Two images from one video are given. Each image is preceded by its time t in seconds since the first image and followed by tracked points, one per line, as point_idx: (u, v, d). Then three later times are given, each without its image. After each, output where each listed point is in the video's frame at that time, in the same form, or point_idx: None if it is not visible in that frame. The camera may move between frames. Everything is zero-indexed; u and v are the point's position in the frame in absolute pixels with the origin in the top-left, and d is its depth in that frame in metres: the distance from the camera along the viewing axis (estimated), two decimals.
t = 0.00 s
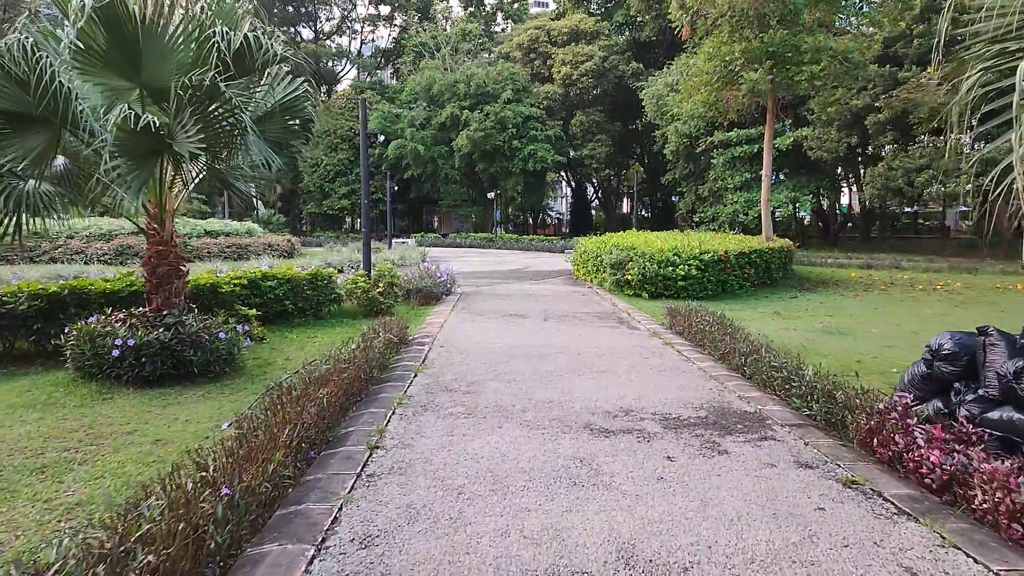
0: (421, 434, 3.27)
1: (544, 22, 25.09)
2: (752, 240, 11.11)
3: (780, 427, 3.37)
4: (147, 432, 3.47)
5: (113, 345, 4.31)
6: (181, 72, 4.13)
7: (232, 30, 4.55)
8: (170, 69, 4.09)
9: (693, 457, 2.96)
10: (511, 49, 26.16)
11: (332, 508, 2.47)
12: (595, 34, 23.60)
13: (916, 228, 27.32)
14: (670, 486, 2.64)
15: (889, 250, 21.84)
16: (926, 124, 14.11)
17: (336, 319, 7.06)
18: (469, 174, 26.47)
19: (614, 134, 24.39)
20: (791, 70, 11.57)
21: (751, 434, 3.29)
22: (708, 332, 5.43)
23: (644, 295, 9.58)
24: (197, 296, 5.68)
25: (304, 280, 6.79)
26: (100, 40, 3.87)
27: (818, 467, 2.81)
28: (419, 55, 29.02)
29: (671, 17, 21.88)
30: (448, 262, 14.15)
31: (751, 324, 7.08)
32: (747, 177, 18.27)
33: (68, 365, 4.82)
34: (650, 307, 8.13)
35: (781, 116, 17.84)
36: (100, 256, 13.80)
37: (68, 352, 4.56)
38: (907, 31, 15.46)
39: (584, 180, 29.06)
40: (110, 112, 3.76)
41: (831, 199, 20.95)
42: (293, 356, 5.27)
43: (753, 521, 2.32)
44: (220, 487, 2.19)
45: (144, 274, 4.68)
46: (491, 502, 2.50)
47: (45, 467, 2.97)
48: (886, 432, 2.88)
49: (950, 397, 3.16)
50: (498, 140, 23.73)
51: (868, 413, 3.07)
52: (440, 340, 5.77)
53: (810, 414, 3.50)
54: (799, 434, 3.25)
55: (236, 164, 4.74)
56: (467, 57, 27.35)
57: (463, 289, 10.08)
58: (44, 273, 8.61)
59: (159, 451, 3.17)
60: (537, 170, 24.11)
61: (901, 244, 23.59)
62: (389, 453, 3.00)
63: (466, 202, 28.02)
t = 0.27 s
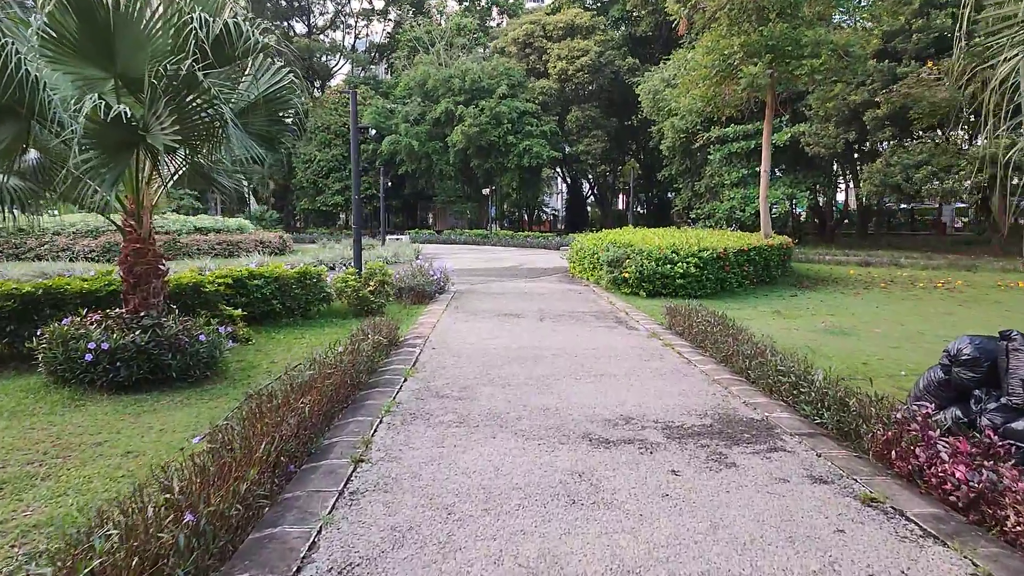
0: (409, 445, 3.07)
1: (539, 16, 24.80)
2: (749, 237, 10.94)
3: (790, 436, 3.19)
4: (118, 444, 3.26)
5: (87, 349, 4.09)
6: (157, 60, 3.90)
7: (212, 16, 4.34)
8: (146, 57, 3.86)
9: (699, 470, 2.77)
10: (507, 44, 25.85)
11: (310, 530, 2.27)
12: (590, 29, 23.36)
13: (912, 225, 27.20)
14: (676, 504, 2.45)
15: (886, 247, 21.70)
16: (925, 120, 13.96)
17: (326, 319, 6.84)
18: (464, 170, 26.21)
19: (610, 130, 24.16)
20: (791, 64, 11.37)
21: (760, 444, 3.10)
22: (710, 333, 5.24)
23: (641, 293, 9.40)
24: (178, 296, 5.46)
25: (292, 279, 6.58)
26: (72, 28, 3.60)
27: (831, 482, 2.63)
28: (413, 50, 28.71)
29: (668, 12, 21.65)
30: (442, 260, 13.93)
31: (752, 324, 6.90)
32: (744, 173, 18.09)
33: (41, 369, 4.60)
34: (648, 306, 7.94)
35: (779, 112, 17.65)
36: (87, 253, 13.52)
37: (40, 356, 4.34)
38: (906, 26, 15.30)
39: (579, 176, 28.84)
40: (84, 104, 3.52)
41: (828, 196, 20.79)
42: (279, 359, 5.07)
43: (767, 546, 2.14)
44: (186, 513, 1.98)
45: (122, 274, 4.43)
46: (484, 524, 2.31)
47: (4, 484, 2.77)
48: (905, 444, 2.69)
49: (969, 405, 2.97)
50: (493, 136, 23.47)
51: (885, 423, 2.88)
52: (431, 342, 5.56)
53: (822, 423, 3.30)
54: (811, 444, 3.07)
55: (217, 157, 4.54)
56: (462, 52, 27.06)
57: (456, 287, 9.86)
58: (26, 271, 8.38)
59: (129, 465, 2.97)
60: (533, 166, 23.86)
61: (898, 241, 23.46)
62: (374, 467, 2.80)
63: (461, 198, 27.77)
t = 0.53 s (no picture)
0: (396, 457, 2.90)
1: (534, 15, 24.61)
2: (747, 236, 10.79)
3: (799, 447, 3.03)
4: (87, 455, 3.08)
5: (60, 354, 3.90)
6: (132, 50, 3.69)
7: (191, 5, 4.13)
8: (122, 47, 3.64)
9: (704, 485, 2.60)
10: (501, 43, 25.63)
11: (286, 554, 2.10)
12: (586, 28, 23.21)
13: (907, 225, 27.16)
14: (682, 523, 2.28)
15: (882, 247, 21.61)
16: (922, 119, 13.86)
17: (316, 320, 6.66)
18: (458, 169, 26.03)
19: (605, 130, 24.00)
20: (790, 62, 11.23)
21: (768, 455, 2.94)
22: (710, 336, 5.08)
23: (638, 294, 9.25)
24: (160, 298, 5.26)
25: (280, 279, 6.40)
26: (43, 18, 3.37)
27: (844, 497, 2.47)
28: (407, 48, 28.50)
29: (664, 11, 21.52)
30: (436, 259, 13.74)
31: (752, 325, 6.74)
32: (741, 172, 17.96)
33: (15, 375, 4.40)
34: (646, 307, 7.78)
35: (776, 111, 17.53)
36: (75, 252, 13.30)
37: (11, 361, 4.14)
38: (903, 24, 15.20)
39: (574, 176, 28.69)
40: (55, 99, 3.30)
41: (824, 196, 20.69)
42: (264, 362, 4.88)
43: (782, 572, 1.97)
44: (145, 542, 1.80)
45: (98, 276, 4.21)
46: (474, 547, 2.13)
47: None
48: (924, 457, 2.53)
49: (987, 413, 2.80)
50: (488, 135, 23.29)
51: (900, 434, 2.72)
52: (422, 345, 5.38)
53: (831, 432, 3.14)
54: (821, 455, 2.90)
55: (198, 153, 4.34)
56: (457, 51, 26.87)
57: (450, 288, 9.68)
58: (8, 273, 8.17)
59: (97, 480, 2.78)
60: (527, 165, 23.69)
61: (893, 240, 23.39)
62: (358, 482, 2.63)
63: (455, 198, 27.58)
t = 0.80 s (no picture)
0: (381, 473, 2.69)
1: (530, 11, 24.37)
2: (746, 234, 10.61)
3: (812, 460, 2.83)
4: (50, 472, 2.86)
5: (28, 360, 3.69)
6: (102, 37, 3.45)
7: None
8: (91, 35, 3.40)
9: (712, 504, 2.41)
10: (497, 40, 25.39)
11: None
12: (581, 24, 23.00)
13: (904, 222, 27.03)
14: (691, 549, 2.08)
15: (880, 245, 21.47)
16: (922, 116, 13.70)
17: (304, 321, 6.45)
18: (453, 167, 25.80)
19: (601, 127, 23.80)
20: (790, 57, 11.05)
21: (779, 469, 2.74)
22: (712, 338, 4.88)
23: (636, 293, 9.05)
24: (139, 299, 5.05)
25: (267, 279, 6.18)
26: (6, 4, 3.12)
27: (864, 518, 2.29)
28: (402, 45, 28.23)
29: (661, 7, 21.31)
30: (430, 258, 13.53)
31: (753, 326, 6.55)
32: (738, 170, 17.79)
33: None
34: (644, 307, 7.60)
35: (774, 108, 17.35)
36: (62, 251, 13.05)
37: None
38: (902, 20, 15.03)
39: (570, 173, 28.48)
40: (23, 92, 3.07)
41: (822, 194, 20.53)
42: (248, 367, 4.68)
43: None
44: None
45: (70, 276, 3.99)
46: None
47: None
48: (949, 474, 2.34)
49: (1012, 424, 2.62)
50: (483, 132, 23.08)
51: (922, 448, 2.53)
52: (413, 348, 5.17)
53: (846, 444, 2.95)
54: (836, 470, 2.71)
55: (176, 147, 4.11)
56: (452, 48, 26.63)
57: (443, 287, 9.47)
58: None
59: (56, 500, 2.57)
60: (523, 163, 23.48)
61: (891, 238, 23.24)
62: (339, 502, 2.42)
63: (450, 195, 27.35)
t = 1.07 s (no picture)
0: (367, 496, 2.50)
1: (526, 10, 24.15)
2: (746, 235, 10.43)
3: (828, 480, 2.66)
4: (14, 493, 2.67)
5: None
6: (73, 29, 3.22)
7: None
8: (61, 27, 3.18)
9: (725, 532, 2.22)
10: (493, 39, 25.16)
11: None
12: (578, 23, 22.80)
13: (901, 223, 26.92)
14: None
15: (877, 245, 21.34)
16: (922, 115, 13.55)
17: (294, 326, 6.25)
18: (449, 167, 25.59)
19: (597, 127, 23.62)
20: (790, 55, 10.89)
21: (794, 490, 2.56)
22: (715, 345, 4.70)
23: (634, 296, 8.88)
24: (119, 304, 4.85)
25: (256, 282, 5.98)
26: None
27: (889, 548, 2.11)
28: (397, 43, 27.99)
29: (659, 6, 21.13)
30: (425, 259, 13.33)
31: (755, 331, 6.37)
32: (736, 170, 17.64)
33: None
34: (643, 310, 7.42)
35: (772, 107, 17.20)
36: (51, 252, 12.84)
37: None
38: (901, 19, 14.88)
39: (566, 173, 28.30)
40: None
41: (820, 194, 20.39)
42: (233, 375, 4.49)
43: None
44: None
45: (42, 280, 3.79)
46: None
47: None
48: (979, 499, 2.16)
49: None
50: (479, 132, 22.88)
51: (949, 469, 2.35)
52: (405, 355, 4.97)
53: (864, 462, 2.78)
54: (855, 491, 2.54)
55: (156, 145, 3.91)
56: (447, 47, 26.42)
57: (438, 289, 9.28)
58: None
59: (18, 526, 2.38)
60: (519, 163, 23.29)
61: (889, 239, 23.12)
62: (320, 531, 2.24)
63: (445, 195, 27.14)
